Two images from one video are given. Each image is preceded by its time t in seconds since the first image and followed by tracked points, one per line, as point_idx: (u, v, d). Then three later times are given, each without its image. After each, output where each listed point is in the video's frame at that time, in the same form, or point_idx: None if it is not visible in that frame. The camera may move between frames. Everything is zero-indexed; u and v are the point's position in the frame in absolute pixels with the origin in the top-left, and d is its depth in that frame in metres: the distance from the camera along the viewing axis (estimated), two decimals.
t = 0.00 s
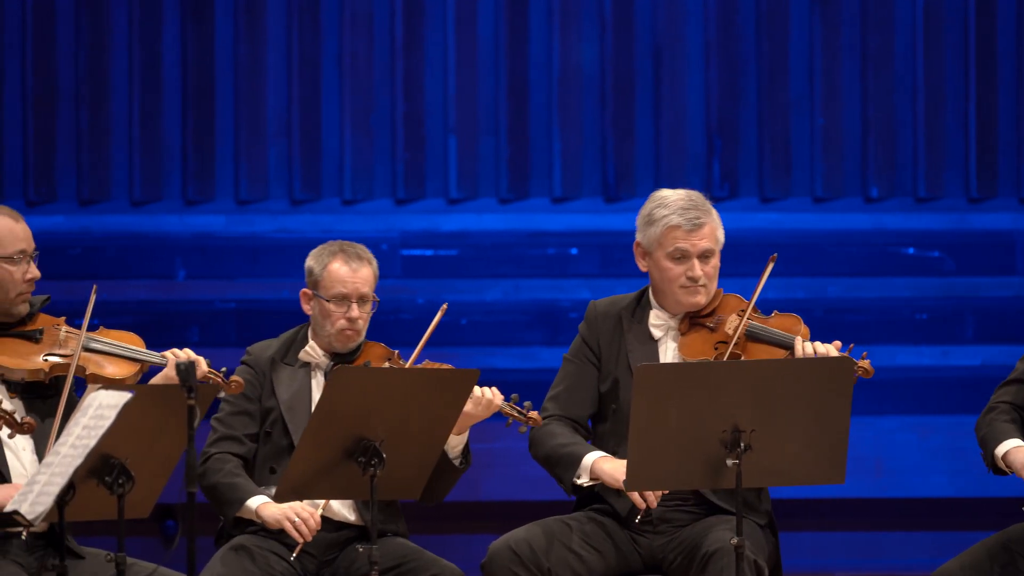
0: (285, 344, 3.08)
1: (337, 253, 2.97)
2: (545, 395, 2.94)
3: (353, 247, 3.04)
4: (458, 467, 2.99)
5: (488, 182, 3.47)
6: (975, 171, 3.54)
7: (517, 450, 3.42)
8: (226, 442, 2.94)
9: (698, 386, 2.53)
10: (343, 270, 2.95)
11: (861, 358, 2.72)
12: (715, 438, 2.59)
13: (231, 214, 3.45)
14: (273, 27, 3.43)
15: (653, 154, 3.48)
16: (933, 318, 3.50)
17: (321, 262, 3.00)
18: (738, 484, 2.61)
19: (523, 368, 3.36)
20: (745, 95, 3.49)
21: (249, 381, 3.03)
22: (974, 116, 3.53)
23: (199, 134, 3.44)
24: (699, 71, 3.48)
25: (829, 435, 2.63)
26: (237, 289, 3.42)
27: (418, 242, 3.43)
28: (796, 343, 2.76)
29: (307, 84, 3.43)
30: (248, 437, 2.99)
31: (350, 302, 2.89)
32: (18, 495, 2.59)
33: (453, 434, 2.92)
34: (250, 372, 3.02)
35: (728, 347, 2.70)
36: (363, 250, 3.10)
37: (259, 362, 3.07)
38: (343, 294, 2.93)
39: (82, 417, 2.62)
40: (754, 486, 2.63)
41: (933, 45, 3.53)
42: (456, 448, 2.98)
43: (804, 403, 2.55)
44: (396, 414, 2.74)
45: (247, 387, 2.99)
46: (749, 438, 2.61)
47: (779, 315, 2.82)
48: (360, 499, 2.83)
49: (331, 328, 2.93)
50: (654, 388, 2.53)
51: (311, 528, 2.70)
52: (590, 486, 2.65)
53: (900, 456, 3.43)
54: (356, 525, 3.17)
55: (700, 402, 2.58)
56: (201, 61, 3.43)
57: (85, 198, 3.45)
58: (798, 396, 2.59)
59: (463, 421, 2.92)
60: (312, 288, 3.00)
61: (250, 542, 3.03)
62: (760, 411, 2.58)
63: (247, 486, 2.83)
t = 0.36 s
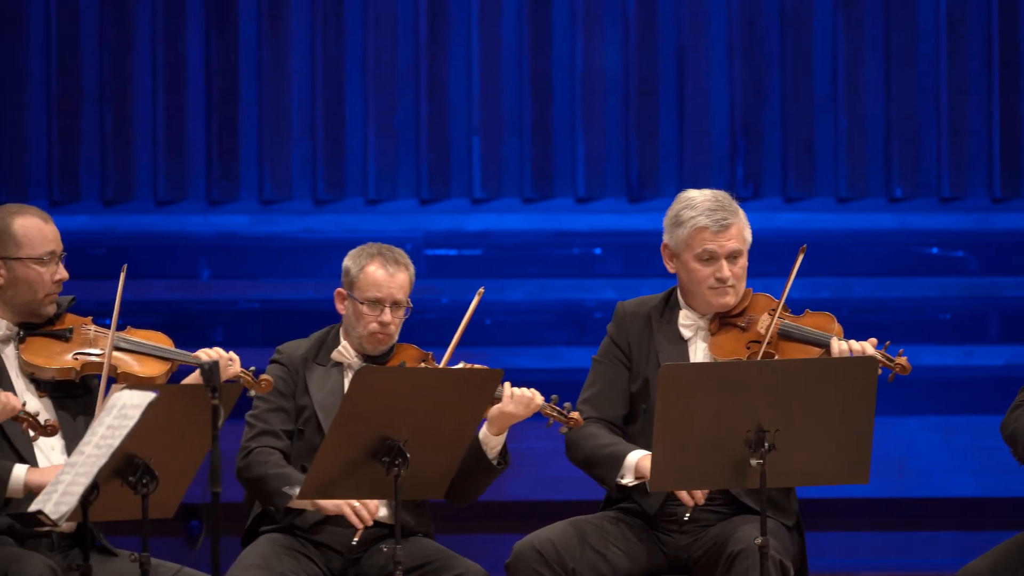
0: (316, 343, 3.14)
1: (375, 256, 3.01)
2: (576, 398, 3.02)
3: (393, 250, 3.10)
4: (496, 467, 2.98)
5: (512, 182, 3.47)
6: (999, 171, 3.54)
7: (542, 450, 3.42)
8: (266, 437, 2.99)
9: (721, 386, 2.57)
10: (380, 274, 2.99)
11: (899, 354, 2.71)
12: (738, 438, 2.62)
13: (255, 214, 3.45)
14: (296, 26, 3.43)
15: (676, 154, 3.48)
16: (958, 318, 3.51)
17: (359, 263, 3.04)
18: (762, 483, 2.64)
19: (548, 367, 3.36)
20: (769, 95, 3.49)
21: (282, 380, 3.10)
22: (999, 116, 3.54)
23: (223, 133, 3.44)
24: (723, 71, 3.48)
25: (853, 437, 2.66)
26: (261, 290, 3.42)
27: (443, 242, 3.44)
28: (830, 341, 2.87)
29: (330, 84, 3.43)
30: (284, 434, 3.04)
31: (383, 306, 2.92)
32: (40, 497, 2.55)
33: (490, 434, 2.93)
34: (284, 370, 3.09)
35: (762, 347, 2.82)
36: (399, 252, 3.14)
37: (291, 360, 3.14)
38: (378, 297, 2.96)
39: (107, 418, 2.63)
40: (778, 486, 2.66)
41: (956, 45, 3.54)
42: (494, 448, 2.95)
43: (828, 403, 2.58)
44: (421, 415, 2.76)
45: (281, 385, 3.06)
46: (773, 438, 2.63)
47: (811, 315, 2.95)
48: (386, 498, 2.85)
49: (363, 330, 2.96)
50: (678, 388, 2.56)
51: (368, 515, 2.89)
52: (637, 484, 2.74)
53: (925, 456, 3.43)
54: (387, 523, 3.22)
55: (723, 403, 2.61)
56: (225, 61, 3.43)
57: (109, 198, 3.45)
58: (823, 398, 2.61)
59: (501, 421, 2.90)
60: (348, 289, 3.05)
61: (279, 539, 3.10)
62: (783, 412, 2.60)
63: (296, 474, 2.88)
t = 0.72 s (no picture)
0: (355, 344, 3.18)
1: (422, 257, 3.08)
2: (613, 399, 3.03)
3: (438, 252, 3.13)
4: (538, 471, 3.01)
5: (547, 181, 3.47)
6: None
7: (578, 451, 3.43)
8: (300, 438, 3.02)
9: (756, 386, 2.57)
10: (428, 276, 3.06)
11: (939, 373, 2.80)
12: (773, 438, 2.62)
13: (289, 213, 3.45)
14: (330, 25, 3.43)
15: (712, 154, 3.48)
16: (993, 318, 3.51)
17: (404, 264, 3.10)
18: (797, 483, 2.64)
19: (582, 367, 3.35)
20: (804, 95, 3.50)
21: (322, 379, 3.12)
22: None
23: (257, 133, 3.44)
24: (758, 70, 3.49)
25: (890, 437, 2.67)
26: (295, 290, 3.42)
27: (477, 242, 3.44)
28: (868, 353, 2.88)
29: (364, 82, 3.43)
30: (321, 434, 3.07)
31: (430, 307, 2.99)
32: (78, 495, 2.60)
33: (534, 438, 2.96)
34: (322, 369, 3.12)
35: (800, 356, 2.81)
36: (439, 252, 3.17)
37: (330, 360, 3.16)
38: (424, 298, 3.04)
39: (141, 417, 2.66)
40: (813, 485, 2.66)
41: (992, 44, 3.54)
42: (537, 452, 3.00)
43: (864, 403, 2.59)
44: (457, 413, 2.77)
45: (322, 385, 3.08)
46: (808, 438, 2.64)
47: (851, 325, 2.94)
48: (422, 497, 2.86)
49: (408, 330, 3.03)
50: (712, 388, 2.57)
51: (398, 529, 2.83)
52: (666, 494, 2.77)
53: (961, 456, 3.44)
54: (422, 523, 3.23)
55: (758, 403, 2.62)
56: (259, 60, 3.43)
57: (143, 198, 3.44)
58: (858, 397, 2.62)
59: (546, 425, 2.94)
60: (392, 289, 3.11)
61: (314, 539, 3.12)
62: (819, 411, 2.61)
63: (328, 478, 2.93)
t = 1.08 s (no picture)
0: (391, 343, 3.18)
1: (460, 256, 3.09)
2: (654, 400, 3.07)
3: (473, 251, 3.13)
4: (574, 470, 3.02)
5: (583, 181, 3.54)
6: None
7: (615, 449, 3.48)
8: (339, 441, 3.02)
9: (791, 385, 2.56)
10: (466, 273, 3.07)
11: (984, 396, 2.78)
12: (809, 437, 2.61)
13: (325, 212, 3.51)
14: (368, 25, 3.50)
15: (747, 153, 3.55)
16: None
17: (440, 264, 3.10)
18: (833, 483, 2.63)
19: (615, 365, 3.41)
20: (839, 94, 3.56)
21: (358, 379, 3.12)
22: None
23: (294, 132, 3.50)
24: (794, 69, 3.55)
25: (930, 436, 2.65)
26: (332, 288, 3.48)
27: (514, 240, 3.49)
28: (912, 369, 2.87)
29: (402, 80, 3.49)
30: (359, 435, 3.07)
31: (471, 304, 3.00)
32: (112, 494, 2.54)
33: (570, 439, 2.96)
34: (356, 369, 3.12)
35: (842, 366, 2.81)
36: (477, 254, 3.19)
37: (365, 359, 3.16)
38: (463, 296, 3.05)
39: (177, 415, 2.59)
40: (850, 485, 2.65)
41: None
42: (573, 452, 2.99)
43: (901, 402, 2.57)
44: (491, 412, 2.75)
45: (358, 386, 3.08)
46: (844, 438, 2.62)
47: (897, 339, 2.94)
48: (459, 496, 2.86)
49: (449, 329, 3.03)
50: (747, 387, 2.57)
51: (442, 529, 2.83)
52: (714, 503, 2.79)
53: (996, 454, 3.47)
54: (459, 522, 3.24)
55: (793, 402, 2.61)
56: (298, 60, 3.49)
57: (180, 196, 3.50)
58: (894, 396, 2.60)
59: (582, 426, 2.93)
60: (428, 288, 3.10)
61: (350, 539, 3.13)
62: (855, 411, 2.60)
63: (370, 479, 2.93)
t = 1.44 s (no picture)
0: (426, 343, 3.16)
1: (488, 256, 3.06)
2: (695, 395, 3.09)
3: (502, 251, 3.11)
4: (607, 471, 3.00)
5: (620, 181, 3.56)
6: None
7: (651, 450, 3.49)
8: (373, 437, 3.01)
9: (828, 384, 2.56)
10: (494, 273, 3.04)
11: None
12: (846, 437, 2.61)
13: (363, 211, 3.53)
14: (405, 25, 3.51)
15: (785, 153, 3.57)
16: None
17: (469, 265, 3.08)
18: (872, 483, 2.62)
19: (651, 365, 3.44)
20: (877, 93, 3.57)
21: (393, 379, 3.12)
22: None
23: (331, 132, 3.51)
24: (831, 68, 3.57)
25: (970, 433, 2.64)
26: (369, 288, 3.50)
27: (552, 240, 3.52)
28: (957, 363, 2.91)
29: (439, 80, 3.50)
30: (394, 433, 3.06)
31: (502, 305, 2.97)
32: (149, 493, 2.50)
33: (602, 440, 2.92)
34: (390, 370, 3.12)
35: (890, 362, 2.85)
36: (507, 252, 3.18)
37: (401, 360, 3.16)
38: (495, 297, 3.02)
39: (214, 416, 2.57)
40: (888, 484, 2.64)
41: None
42: (606, 453, 2.97)
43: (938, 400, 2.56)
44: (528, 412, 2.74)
45: (393, 385, 3.08)
46: (881, 437, 2.61)
47: (942, 334, 2.98)
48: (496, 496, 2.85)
49: (482, 331, 3.02)
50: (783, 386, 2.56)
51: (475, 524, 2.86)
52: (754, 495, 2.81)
53: None
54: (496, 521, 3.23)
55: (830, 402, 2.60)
56: (334, 60, 3.50)
57: (217, 196, 3.52)
58: (931, 395, 2.60)
59: (614, 428, 2.88)
60: (459, 291, 3.08)
61: (388, 538, 3.12)
62: (892, 410, 2.59)
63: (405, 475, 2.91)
